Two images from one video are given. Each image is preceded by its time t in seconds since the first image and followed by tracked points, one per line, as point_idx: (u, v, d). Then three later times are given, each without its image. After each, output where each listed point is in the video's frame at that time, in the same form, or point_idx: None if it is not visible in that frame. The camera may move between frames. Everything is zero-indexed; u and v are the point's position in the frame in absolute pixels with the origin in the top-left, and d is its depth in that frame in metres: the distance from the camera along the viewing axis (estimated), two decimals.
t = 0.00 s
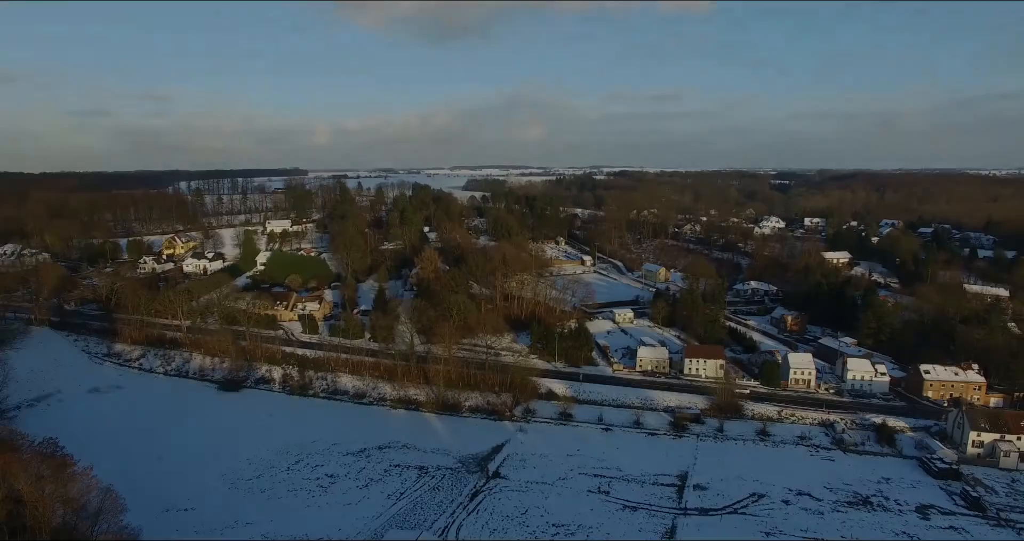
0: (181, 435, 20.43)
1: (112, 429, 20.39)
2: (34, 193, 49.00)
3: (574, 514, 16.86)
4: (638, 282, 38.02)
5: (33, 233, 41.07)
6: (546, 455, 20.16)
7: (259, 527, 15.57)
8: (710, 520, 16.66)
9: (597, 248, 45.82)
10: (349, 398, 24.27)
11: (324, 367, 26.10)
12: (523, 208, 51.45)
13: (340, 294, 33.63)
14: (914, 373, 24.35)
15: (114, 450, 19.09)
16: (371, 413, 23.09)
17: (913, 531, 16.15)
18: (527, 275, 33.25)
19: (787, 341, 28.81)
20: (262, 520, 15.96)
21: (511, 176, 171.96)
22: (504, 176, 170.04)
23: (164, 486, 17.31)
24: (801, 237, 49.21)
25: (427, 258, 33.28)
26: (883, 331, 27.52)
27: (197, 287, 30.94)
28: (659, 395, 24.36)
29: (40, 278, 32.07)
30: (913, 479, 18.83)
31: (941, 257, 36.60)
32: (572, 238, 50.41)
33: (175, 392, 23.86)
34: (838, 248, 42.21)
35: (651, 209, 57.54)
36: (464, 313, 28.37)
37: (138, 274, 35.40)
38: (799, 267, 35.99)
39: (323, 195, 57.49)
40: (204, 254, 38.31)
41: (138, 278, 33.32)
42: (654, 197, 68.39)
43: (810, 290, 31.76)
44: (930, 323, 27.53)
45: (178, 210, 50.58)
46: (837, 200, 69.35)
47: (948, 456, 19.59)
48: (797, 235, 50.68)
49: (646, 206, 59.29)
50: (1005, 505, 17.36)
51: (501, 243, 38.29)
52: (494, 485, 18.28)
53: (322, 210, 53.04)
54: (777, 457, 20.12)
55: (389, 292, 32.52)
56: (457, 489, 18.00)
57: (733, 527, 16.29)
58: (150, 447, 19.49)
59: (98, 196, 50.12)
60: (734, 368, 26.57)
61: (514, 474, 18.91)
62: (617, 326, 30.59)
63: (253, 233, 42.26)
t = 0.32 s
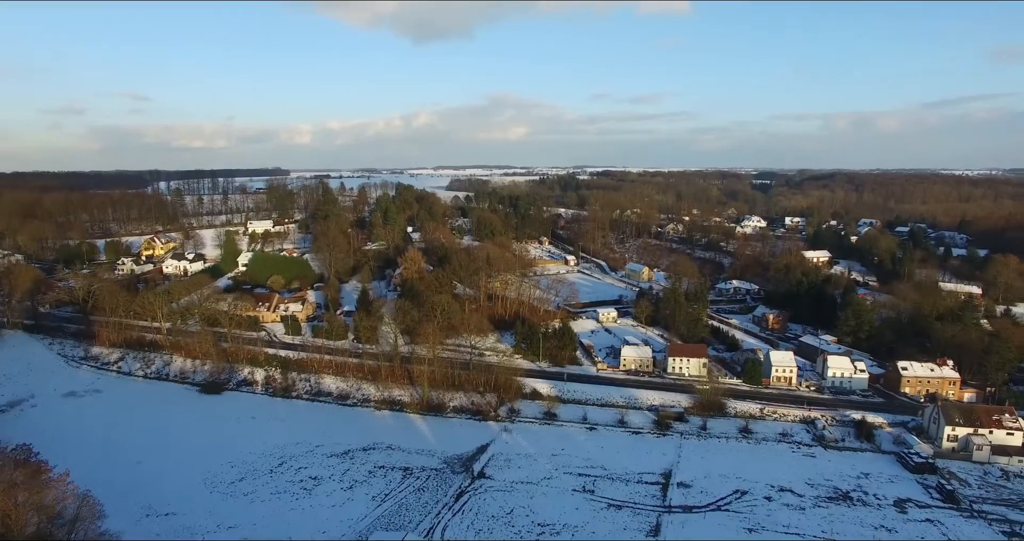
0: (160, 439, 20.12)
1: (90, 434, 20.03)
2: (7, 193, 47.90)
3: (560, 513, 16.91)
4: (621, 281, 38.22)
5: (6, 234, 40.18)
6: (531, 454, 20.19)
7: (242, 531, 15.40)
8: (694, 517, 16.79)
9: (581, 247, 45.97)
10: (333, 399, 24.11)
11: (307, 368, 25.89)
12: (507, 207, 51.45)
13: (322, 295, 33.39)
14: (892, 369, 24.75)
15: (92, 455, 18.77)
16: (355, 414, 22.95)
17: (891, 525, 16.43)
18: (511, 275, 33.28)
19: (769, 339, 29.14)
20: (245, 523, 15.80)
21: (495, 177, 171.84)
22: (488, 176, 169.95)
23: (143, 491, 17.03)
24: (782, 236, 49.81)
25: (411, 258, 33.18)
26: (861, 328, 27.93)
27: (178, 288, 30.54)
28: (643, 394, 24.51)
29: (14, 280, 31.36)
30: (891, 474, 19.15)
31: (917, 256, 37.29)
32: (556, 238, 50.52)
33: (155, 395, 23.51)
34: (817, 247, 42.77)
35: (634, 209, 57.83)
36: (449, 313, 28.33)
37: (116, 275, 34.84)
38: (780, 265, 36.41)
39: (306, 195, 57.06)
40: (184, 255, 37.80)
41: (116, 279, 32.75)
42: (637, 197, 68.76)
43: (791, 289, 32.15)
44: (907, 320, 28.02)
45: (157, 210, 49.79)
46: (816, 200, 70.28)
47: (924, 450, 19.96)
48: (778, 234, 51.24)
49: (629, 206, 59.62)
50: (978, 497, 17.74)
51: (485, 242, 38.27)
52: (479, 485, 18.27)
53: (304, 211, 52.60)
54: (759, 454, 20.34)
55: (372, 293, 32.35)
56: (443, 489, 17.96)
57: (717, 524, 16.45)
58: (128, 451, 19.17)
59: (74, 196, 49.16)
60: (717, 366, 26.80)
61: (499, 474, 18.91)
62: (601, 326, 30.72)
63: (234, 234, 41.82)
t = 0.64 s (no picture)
0: (138, 443, 19.80)
1: (65, 439, 19.67)
2: None
3: (544, 512, 16.93)
4: (605, 281, 38.37)
5: None
6: (515, 454, 20.18)
7: (222, 536, 15.20)
8: (677, 515, 16.89)
9: (564, 247, 46.06)
10: (316, 401, 23.92)
11: (290, 370, 25.65)
12: (491, 207, 51.40)
13: (304, 296, 33.11)
14: (870, 366, 25.12)
15: (68, 461, 18.44)
16: (338, 416, 22.77)
17: (869, 519, 16.68)
18: (495, 275, 33.26)
19: (750, 337, 29.42)
20: (226, 527, 15.62)
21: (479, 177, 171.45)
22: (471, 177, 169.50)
23: (122, 497, 16.76)
24: (763, 236, 50.37)
25: (394, 258, 33.03)
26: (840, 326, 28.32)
27: (156, 289, 30.08)
28: (626, 392, 24.63)
29: None
30: (869, 468, 19.43)
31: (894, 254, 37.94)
32: (539, 238, 50.57)
33: (133, 398, 23.14)
34: (797, 246, 43.30)
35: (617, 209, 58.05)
36: (432, 313, 28.25)
37: (92, 277, 34.22)
38: (761, 264, 36.80)
39: (287, 195, 56.51)
40: (163, 256, 37.24)
41: (92, 281, 32.19)
42: (620, 197, 69.06)
43: (772, 287, 32.49)
44: (884, 318, 28.47)
45: (134, 210, 48.97)
46: (796, 200, 71.17)
47: (901, 445, 20.30)
48: (759, 233, 51.81)
49: (612, 206, 59.88)
50: (952, 489, 18.11)
51: (468, 243, 38.21)
52: (463, 486, 18.23)
53: (286, 211, 52.10)
54: (741, 451, 20.52)
55: (354, 294, 32.13)
56: (427, 490, 17.89)
57: (700, 521, 16.58)
58: (106, 457, 18.85)
59: (48, 197, 48.18)
60: (699, 364, 27.00)
61: (483, 475, 18.89)
62: (584, 325, 30.82)
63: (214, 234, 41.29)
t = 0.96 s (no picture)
0: (118, 447, 19.51)
1: (42, 445, 19.31)
2: None
3: (529, 512, 16.93)
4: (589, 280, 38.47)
5: None
6: (501, 454, 20.17)
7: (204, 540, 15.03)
8: (662, 513, 16.98)
9: (549, 247, 46.10)
10: (300, 403, 23.73)
11: (273, 372, 25.40)
12: (475, 207, 51.31)
13: (288, 297, 32.82)
14: (851, 363, 25.44)
15: (46, 467, 18.12)
16: (322, 418, 22.60)
17: (850, 514, 16.89)
18: (479, 275, 33.21)
19: (734, 336, 29.66)
20: (209, 531, 15.44)
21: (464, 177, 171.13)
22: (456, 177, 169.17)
23: (101, 502, 16.51)
24: (745, 235, 50.83)
25: (378, 259, 32.87)
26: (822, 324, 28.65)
27: (137, 291, 29.67)
28: (611, 392, 24.71)
29: None
30: (850, 464, 19.68)
31: (873, 253, 38.48)
32: (524, 238, 50.57)
33: (112, 402, 22.76)
34: (779, 245, 43.73)
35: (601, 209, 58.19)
36: (417, 313, 28.14)
37: (70, 279, 33.64)
38: (744, 264, 37.13)
39: (270, 196, 55.99)
40: (143, 258, 36.70)
41: (70, 283, 31.64)
42: (604, 197, 69.30)
43: (755, 286, 32.78)
44: (864, 316, 28.85)
45: (113, 211, 48.20)
46: (778, 199, 71.88)
47: (880, 441, 20.58)
48: (742, 233, 52.28)
49: (597, 206, 60.08)
50: (929, 483, 18.41)
51: (453, 243, 38.12)
52: (449, 486, 18.18)
53: (268, 211, 51.61)
54: (725, 449, 20.68)
55: (338, 294, 31.92)
56: (412, 491, 17.82)
57: (684, 518, 16.69)
58: (85, 462, 18.54)
59: (23, 197, 47.23)
60: (684, 363, 27.18)
61: (469, 475, 18.85)
62: (569, 325, 30.88)
63: (195, 235, 40.80)
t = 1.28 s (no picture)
0: (96, 453, 19.19)
1: (17, 452, 18.92)
2: None
3: (515, 512, 16.92)
4: (573, 280, 38.56)
5: None
6: (485, 454, 20.14)
7: None
8: (646, 511, 17.06)
9: (533, 247, 46.12)
10: (282, 405, 23.52)
11: (255, 374, 25.15)
12: (459, 207, 51.20)
13: (271, 298, 32.53)
14: (832, 361, 25.76)
15: (21, 474, 17.78)
16: (305, 420, 22.43)
17: (831, 509, 17.09)
18: (463, 275, 33.16)
19: (717, 335, 29.90)
20: (190, 537, 15.23)
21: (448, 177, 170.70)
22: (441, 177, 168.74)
23: (78, 509, 16.23)
24: (728, 234, 51.29)
25: (361, 259, 32.70)
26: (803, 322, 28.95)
27: (115, 293, 29.22)
28: (595, 390, 24.80)
29: None
30: (830, 460, 19.92)
31: (853, 252, 39.01)
32: (508, 238, 50.57)
33: (89, 407, 22.38)
34: (760, 244, 44.17)
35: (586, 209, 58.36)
36: (401, 314, 28.02)
37: (45, 281, 32.98)
38: (726, 263, 37.46)
39: (251, 196, 55.39)
40: (122, 259, 36.16)
41: (45, 286, 31.05)
42: (588, 196, 69.54)
43: (737, 285, 33.08)
44: (843, 314, 29.24)
45: (90, 211, 47.42)
46: (760, 199, 72.58)
47: (860, 437, 20.85)
48: (724, 232, 52.76)
49: (580, 206, 60.25)
50: (907, 477, 18.70)
51: (436, 243, 38.02)
52: (434, 487, 18.11)
53: (250, 212, 51.10)
54: (708, 447, 20.84)
55: (321, 295, 31.70)
56: (397, 493, 17.73)
57: (668, 516, 16.78)
58: (61, 468, 18.20)
59: None
60: (668, 362, 27.34)
61: (454, 476, 18.80)
62: (553, 324, 30.94)
63: (175, 236, 40.23)
